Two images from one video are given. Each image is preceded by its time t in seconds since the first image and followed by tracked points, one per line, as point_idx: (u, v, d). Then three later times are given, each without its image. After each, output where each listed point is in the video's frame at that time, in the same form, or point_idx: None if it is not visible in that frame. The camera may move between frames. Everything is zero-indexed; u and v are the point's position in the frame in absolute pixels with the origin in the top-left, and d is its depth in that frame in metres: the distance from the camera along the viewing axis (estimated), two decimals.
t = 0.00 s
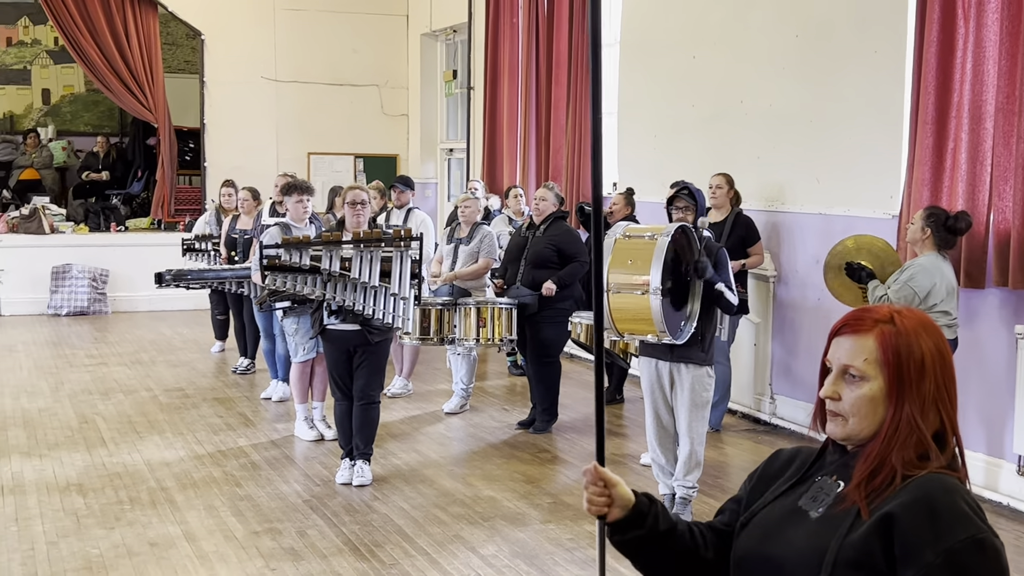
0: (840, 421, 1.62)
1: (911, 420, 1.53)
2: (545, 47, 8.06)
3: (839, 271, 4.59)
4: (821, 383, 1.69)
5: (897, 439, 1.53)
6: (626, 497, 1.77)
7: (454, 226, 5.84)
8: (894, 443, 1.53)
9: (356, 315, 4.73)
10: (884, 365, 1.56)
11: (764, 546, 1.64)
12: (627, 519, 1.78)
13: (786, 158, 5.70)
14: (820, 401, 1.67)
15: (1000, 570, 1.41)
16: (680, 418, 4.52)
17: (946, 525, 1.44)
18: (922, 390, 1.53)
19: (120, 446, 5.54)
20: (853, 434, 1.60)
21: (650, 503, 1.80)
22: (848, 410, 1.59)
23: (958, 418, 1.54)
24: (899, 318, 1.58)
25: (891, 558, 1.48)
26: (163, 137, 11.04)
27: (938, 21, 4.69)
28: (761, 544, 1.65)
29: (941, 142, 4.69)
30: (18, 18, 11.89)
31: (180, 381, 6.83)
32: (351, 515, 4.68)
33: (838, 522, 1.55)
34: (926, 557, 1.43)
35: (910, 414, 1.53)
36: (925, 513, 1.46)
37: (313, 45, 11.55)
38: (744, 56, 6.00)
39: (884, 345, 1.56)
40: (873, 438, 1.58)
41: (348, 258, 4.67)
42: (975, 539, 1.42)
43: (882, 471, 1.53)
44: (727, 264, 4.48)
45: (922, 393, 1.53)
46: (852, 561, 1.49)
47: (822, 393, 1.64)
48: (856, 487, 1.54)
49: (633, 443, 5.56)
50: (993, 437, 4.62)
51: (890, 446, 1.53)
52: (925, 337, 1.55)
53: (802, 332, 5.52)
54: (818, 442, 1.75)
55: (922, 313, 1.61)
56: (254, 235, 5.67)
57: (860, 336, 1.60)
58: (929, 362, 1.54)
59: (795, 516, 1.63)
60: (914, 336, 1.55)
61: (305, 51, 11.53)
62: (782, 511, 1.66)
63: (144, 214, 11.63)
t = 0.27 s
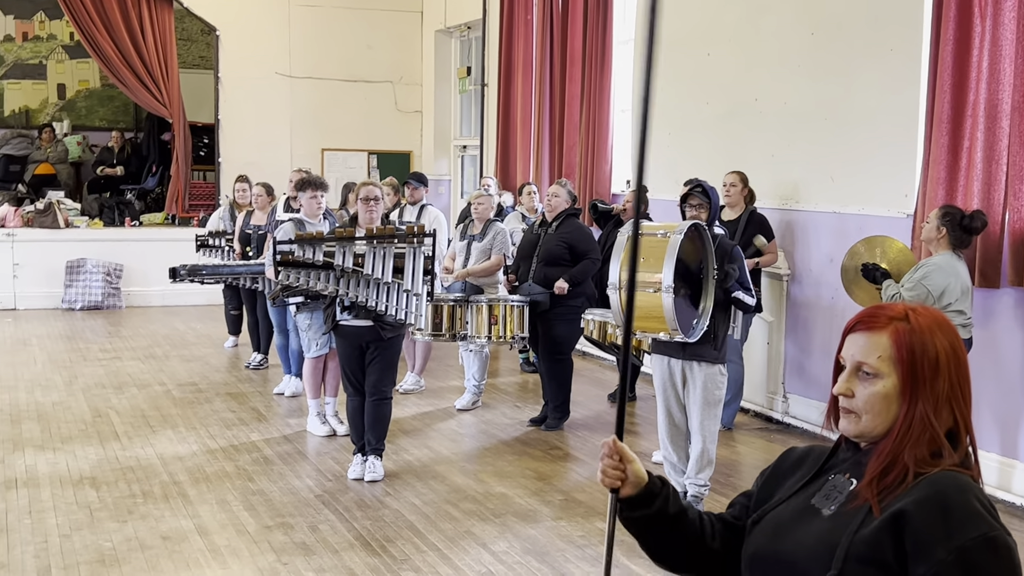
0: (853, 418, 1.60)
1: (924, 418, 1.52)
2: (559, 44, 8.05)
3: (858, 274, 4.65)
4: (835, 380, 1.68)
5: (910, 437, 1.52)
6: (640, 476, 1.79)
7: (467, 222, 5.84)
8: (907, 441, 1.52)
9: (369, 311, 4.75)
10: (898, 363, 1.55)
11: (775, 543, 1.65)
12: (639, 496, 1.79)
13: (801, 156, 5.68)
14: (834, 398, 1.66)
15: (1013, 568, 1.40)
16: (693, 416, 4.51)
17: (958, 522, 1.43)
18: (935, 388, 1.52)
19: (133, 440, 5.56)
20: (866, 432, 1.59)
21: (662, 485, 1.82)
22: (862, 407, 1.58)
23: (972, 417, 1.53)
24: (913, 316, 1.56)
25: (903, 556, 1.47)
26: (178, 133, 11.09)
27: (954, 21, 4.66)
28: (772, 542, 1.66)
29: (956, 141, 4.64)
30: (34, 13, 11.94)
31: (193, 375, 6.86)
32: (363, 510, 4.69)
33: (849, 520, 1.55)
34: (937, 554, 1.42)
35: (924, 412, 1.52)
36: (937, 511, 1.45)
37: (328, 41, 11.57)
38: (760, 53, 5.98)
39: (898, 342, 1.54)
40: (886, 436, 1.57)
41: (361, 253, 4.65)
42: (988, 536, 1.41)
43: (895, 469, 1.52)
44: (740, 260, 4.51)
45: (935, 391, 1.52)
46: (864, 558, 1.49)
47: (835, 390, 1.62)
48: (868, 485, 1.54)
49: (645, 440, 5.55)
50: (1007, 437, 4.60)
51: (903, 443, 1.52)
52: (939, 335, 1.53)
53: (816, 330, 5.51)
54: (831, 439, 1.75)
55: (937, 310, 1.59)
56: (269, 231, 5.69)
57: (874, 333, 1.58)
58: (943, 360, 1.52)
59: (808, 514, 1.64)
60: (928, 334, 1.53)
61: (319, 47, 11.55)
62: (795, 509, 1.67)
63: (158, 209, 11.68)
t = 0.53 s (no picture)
0: (872, 414, 1.60)
1: (943, 415, 1.51)
2: (577, 37, 8.05)
3: (871, 265, 4.57)
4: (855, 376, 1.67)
5: (930, 434, 1.51)
6: (626, 511, 1.77)
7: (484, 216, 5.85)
8: (927, 438, 1.51)
9: (385, 304, 4.77)
10: (917, 358, 1.54)
11: (793, 542, 1.64)
12: (627, 534, 1.77)
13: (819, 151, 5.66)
14: (853, 393, 1.66)
15: None
16: (709, 411, 4.50)
17: (979, 522, 1.42)
18: (956, 385, 1.51)
19: (150, 430, 5.60)
20: (884, 428, 1.59)
21: (649, 519, 1.79)
22: (880, 403, 1.58)
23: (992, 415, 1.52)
24: (934, 312, 1.56)
25: (924, 555, 1.46)
26: (196, 125, 11.10)
27: (975, 15, 4.62)
28: (789, 541, 1.65)
29: (976, 137, 4.64)
30: (54, 4, 12.01)
31: (210, 367, 6.89)
32: (378, 502, 4.70)
33: (869, 519, 1.55)
34: (958, 554, 1.41)
35: (943, 409, 1.51)
36: (957, 511, 1.44)
37: (346, 34, 11.59)
38: (778, 47, 5.95)
39: (918, 338, 1.54)
40: (905, 432, 1.56)
41: (377, 246, 4.67)
42: (1009, 537, 1.40)
43: (914, 467, 1.51)
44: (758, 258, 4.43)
45: (956, 388, 1.51)
46: (884, 557, 1.48)
47: (855, 385, 1.62)
48: (888, 484, 1.53)
49: (660, 435, 5.55)
50: None
51: (922, 440, 1.52)
52: (960, 331, 1.52)
53: (834, 326, 5.50)
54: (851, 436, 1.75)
55: (959, 307, 1.58)
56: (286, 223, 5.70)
57: (894, 328, 1.58)
58: (964, 357, 1.51)
59: (826, 512, 1.63)
60: (949, 330, 1.53)
61: (337, 39, 11.57)
62: (813, 507, 1.66)
63: (176, 200, 11.74)
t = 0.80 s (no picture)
0: (902, 413, 1.54)
1: (978, 415, 1.45)
2: (615, 34, 8.05)
3: (914, 270, 4.60)
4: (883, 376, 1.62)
5: (964, 435, 1.45)
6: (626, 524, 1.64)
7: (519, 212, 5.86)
8: (962, 439, 1.45)
9: (420, 299, 4.78)
10: (949, 357, 1.49)
11: (826, 550, 1.55)
12: (635, 548, 1.65)
13: (857, 150, 5.62)
14: (881, 393, 1.60)
15: None
16: (744, 410, 4.48)
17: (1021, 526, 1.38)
18: (990, 384, 1.45)
19: (187, 422, 5.66)
20: (914, 426, 1.53)
21: (654, 529, 1.68)
22: (910, 401, 1.53)
23: None
24: (967, 310, 1.51)
25: (964, 561, 1.40)
26: (234, 122, 11.06)
27: (1017, 14, 4.63)
28: (824, 548, 1.56)
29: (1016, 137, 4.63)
30: None
31: (246, 360, 6.96)
32: (412, 496, 4.73)
33: (906, 524, 1.47)
34: (1001, 559, 1.36)
35: (978, 409, 1.45)
36: (999, 515, 1.39)
37: (384, 30, 11.67)
38: (817, 44, 5.92)
39: (950, 337, 1.48)
40: (936, 432, 1.51)
41: (412, 242, 4.76)
42: None
43: (951, 469, 1.45)
44: (795, 258, 4.50)
45: (991, 388, 1.45)
46: (925, 565, 1.41)
47: (884, 384, 1.57)
48: (924, 487, 1.47)
49: (693, 434, 5.53)
50: None
51: (957, 441, 1.46)
52: (994, 329, 1.47)
53: (870, 327, 5.46)
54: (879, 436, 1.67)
55: (992, 306, 1.53)
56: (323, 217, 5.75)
57: (926, 326, 1.53)
58: (998, 356, 1.46)
59: (858, 518, 1.54)
60: (982, 329, 1.47)
61: (376, 35, 11.65)
62: (844, 513, 1.57)
63: (215, 194, 11.88)
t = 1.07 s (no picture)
0: (981, 411, 1.57)
1: None
2: (690, 35, 8.02)
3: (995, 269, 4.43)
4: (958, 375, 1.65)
5: None
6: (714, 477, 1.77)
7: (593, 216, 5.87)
8: None
9: (495, 302, 4.82)
10: None
11: (908, 545, 1.59)
12: (721, 497, 1.77)
13: (938, 149, 5.51)
14: (958, 392, 1.63)
15: None
16: (823, 415, 4.42)
17: None
18: None
19: (269, 425, 5.78)
20: (994, 426, 1.55)
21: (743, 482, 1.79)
22: (989, 400, 1.55)
23: None
24: None
25: None
26: (314, 130, 11.46)
27: None
28: (905, 542, 1.61)
29: None
30: (179, 12, 12.62)
31: (326, 365, 7.09)
32: (488, 498, 4.75)
33: (988, 520, 1.51)
34: None
35: None
36: None
37: (459, 39, 11.79)
38: (899, 40, 5.81)
39: None
40: (1017, 431, 1.53)
41: (487, 246, 4.77)
42: None
43: None
44: (873, 257, 4.52)
45: None
46: (1008, 558, 1.46)
47: (962, 383, 1.60)
48: (1005, 483, 1.50)
49: (772, 439, 5.46)
50: None
51: None
52: None
53: (954, 330, 5.32)
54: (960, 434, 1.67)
55: None
56: (399, 223, 5.83)
57: (1002, 324, 1.56)
58: None
59: (940, 513, 1.58)
60: None
61: (450, 44, 11.78)
62: (926, 509, 1.61)
63: (294, 203, 12.15)
